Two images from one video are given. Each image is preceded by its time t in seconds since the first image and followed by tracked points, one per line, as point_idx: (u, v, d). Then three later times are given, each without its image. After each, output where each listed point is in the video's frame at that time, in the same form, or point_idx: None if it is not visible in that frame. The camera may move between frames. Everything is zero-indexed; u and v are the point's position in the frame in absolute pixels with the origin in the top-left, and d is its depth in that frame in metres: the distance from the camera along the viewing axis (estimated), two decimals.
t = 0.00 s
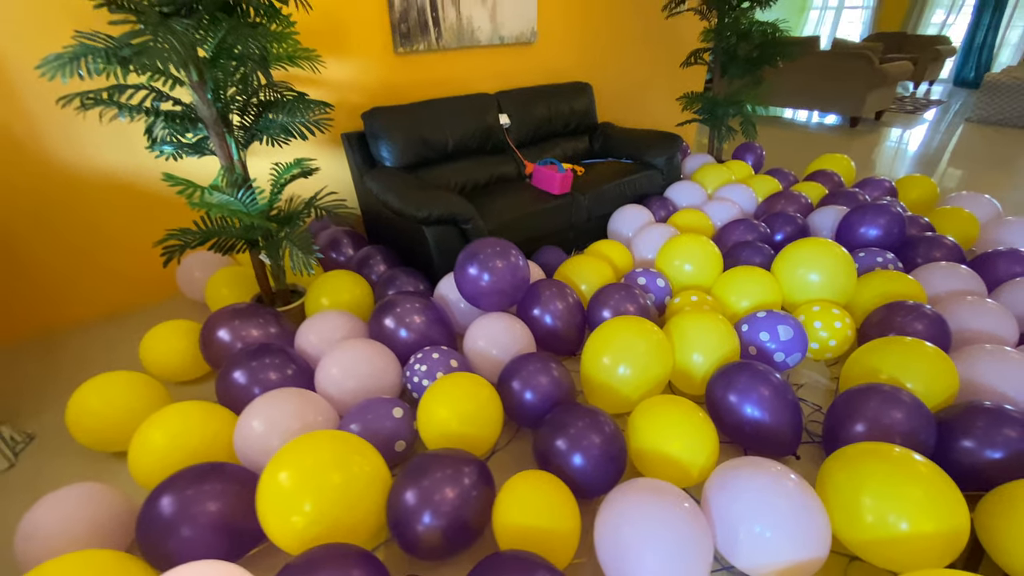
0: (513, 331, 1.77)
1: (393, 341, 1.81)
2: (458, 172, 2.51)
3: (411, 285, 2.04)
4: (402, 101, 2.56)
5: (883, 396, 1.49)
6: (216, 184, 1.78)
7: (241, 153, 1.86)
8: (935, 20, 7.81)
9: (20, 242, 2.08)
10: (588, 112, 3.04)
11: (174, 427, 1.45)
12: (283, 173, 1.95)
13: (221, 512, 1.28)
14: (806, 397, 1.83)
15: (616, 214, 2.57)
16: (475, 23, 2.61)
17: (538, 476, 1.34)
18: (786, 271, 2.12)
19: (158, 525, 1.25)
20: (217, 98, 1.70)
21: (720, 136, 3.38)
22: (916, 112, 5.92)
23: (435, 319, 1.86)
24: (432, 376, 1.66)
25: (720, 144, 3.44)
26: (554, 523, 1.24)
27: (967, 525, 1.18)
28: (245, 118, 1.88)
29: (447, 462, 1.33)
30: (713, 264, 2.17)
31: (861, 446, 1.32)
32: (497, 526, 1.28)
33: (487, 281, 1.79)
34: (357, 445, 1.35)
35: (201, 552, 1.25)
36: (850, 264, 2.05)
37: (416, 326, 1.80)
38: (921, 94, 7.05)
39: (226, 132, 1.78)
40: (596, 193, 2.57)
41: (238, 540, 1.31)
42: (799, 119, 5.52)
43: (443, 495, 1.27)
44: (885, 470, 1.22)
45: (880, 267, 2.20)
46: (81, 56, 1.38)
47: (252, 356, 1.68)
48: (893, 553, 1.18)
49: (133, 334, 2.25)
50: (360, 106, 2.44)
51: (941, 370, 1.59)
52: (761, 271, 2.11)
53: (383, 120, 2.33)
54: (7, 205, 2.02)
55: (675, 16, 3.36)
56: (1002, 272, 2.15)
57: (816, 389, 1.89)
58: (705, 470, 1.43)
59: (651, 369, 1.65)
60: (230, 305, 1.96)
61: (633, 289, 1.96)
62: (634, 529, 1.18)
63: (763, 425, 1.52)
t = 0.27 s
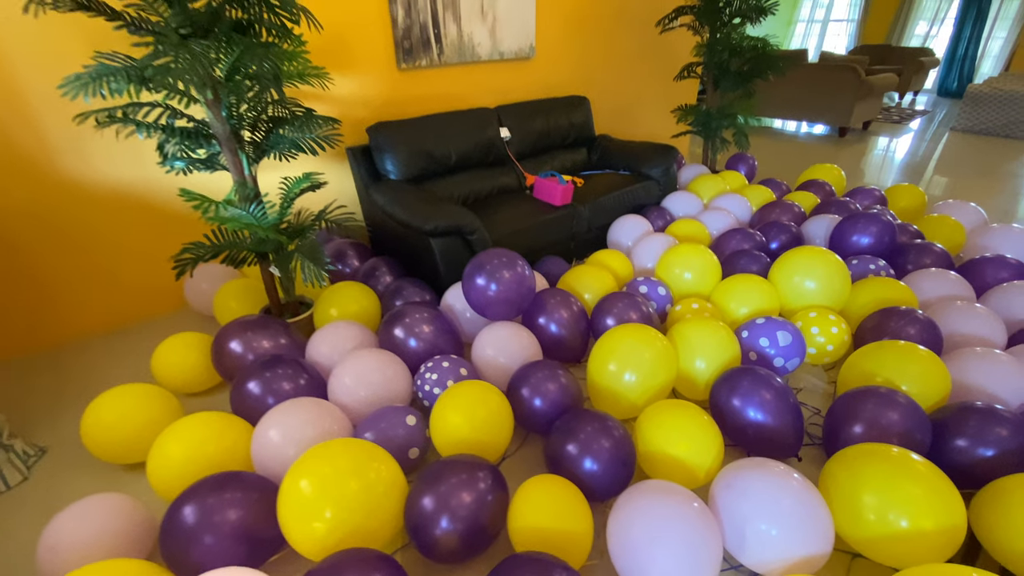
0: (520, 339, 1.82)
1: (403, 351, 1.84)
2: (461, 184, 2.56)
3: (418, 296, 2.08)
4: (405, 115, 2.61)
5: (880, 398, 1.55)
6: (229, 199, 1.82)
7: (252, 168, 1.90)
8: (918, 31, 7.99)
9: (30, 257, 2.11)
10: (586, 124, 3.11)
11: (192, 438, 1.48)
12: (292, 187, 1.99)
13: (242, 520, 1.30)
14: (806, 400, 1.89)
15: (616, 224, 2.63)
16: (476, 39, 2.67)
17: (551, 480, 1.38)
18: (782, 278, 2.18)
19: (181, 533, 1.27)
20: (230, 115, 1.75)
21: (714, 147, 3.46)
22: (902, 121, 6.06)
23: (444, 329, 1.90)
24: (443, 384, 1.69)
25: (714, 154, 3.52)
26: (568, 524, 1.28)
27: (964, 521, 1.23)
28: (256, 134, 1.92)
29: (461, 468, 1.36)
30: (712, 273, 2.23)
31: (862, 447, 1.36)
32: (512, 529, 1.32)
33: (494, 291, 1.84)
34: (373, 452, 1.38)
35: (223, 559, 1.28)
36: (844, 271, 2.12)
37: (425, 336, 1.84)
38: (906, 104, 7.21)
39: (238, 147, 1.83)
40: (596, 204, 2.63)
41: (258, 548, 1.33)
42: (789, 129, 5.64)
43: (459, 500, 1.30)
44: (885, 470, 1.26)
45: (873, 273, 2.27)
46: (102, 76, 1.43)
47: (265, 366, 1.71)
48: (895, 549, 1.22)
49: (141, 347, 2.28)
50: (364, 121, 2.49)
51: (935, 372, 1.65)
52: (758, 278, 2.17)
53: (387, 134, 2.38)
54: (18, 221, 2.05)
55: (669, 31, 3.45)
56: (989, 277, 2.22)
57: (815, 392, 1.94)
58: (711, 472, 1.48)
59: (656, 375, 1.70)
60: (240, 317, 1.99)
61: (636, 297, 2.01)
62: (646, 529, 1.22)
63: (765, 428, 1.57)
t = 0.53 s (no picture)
0: (524, 350, 1.86)
1: (409, 362, 1.89)
2: (461, 198, 2.62)
3: (422, 307, 2.12)
4: (406, 131, 2.67)
5: (873, 403, 1.60)
6: (238, 214, 1.87)
7: (259, 183, 1.96)
8: (904, 42, 8.21)
9: (38, 273, 2.14)
10: (582, 138, 3.18)
11: (205, 449, 1.51)
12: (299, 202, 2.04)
13: (256, 529, 1.33)
14: (801, 406, 1.94)
15: (613, 236, 2.69)
16: (475, 56, 2.74)
17: (557, 486, 1.42)
18: (776, 287, 2.24)
19: (197, 543, 1.30)
20: (241, 133, 1.79)
21: (708, 159, 3.54)
22: (890, 132, 6.19)
23: (448, 340, 1.94)
24: (449, 394, 1.73)
25: (708, 166, 3.60)
26: (575, 528, 1.32)
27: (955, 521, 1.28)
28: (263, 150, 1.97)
29: (470, 475, 1.40)
30: (708, 283, 2.28)
31: (855, 451, 1.42)
32: (521, 535, 1.35)
33: (498, 302, 1.89)
34: (383, 461, 1.42)
35: (238, 568, 1.31)
36: (836, 280, 2.18)
37: (430, 347, 1.89)
38: (893, 115, 7.36)
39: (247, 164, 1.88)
40: (594, 217, 2.69)
41: (272, 557, 1.36)
42: (780, 140, 5.75)
43: (469, 507, 1.34)
44: (878, 472, 1.31)
45: (864, 282, 2.33)
46: (119, 97, 1.48)
47: (274, 379, 1.74)
48: (890, 548, 1.27)
49: (147, 360, 2.30)
50: (367, 136, 2.54)
51: (925, 378, 1.71)
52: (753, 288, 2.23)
53: (390, 149, 2.43)
54: (26, 237, 2.08)
55: (662, 47, 3.54)
56: (976, 285, 2.29)
57: (810, 399, 2.00)
58: (712, 477, 1.52)
59: (657, 384, 1.74)
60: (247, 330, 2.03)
61: (636, 308, 2.06)
62: (651, 532, 1.26)
63: (763, 433, 1.62)
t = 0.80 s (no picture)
0: (523, 359, 1.91)
1: (411, 372, 1.93)
2: (460, 211, 2.67)
3: (423, 318, 2.17)
4: (406, 145, 2.72)
5: (862, 408, 1.65)
6: (243, 228, 1.92)
7: (264, 198, 2.00)
8: (892, 53, 8.35)
9: (45, 287, 2.18)
10: (578, 151, 3.24)
11: (212, 459, 1.55)
12: (302, 216, 2.10)
13: (265, 536, 1.37)
14: (794, 413, 1.99)
15: (609, 247, 2.75)
16: (473, 72, 2.80)
17: (558, 492, 1.46)
18: (768, 296, 2.30)
19: (207, 551, 1.33)
20: (247, 150, 1.84)
21: (701, 171, 3.61)
22: (879, 142, 6.30)
23: (449, 350, 1.98)
24: (450, 403, 1.78)
25: (701, 178, 3.67)
26: (575, 532, 1.36)
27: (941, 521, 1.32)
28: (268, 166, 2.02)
29: (472, 482, 1.44)
30: (702, 292, 2.34)
31: (845, 455, 1.46)
32: (522, 540, 1.39)
33: (498, 312, 1.94)
34: (387, 469, 1.46)
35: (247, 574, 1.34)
36: (825, 290, 2.24)
37: (431, 357, 1.93)
38: (883, 125, 7.47)
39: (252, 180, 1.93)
40: (590, 229, 2.75)
41: (280, 563, 1.39)
42: (772, 151, 5.85)
43: (472, 513, 1.38)
44: (866, 475, 1.36)
45: (854, 291, 2.39)
46: (131, 117, 1.52)
47: (279, 390, 1.78)
48: (880, 549, 1.31)
49: (151, 372, 2.34)
50: (368, 151, 2.60)
51: (911, 384, 1.76)
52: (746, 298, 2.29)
53: (390, 164, 2.48)
54: (34, 252, 2.12)
55: (655, 62, 3.62)
56: (961, 293, 2.36)
57: (802, 406, 2.05)
58: (707, 482, 1.57)
59: (653, 392, 1.79)
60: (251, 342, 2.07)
61: (632, 317, 2.12)
62: (648, 535, 1.30)
63: (756, 439, 1.67)
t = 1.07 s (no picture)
0: (520, 366, 1.96)
1: (411, 379, 1.98)
2: (458, 222, 2.73)
3: (422, 326, 2.22)
4: (405, 158, 2.79)
5: (849, 411, 1.71)
6: (249, 240, 1.97)
7: (268, 211, 2.06)
8: (882, 65, 8.49)
9: (52, 298, 2.22)
10: (573, 163, 3.31)
11: (218, 464, 1.59)
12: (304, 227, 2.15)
13: (271, 539, 1.41)
14: (784, 416, 2.05)
15: (604, 256, 2.81)
16: (470, 87, 2.88)
17: (555, 494, 1.50)
18: (759, 304, 2.36)
19: (215, 553, 1.37)
20: (252, 164, 1.90)
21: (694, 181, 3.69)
22: (870, 152, 6.41)
23: (449, 357, 2.03)
24: (450, 409, 1.83)
25: (694, 188, 3.75)
26: (572, 532, 1.40)
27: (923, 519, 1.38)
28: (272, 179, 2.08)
29: (472, 484, 1.48)
30: (695, 300, 2.40)
31: (832, 456, 1.52)
32: (521, 540, 1.44)
33: (496, 320, 2.00)
34: (390, 472, 1.50)
35: None
36: (814, 297, 2.30)
37: (431, 364, 1.98)
38: (873, 135, 7.59)
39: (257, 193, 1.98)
40: (585, 238, 2.81)
41: (285, 566, 1.43)
42: (765, 161, 5.94)
43: (472, 514, 1.42)
44: (852, 474, 1.41)
45: (843, 298, 2.45)
46: (142, 134, 1.58)
47: (283, 397, 1.83)
48: (866, 546, 1.36)
49: (155, 381, 2.38)
50: (368, 163, 2.66)
51: (897, 388, 1.82)
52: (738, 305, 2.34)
53: (390, 176, 2.54)
54: (41, 263, 2.16)
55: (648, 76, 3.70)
56: (947, 299, 2.42)
57: (792, 410, 2.10)
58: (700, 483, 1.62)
59: (647, 397, 1.84)
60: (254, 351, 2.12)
61: (626, 324, 2.17)
62: (642, 533, 1.35)
63: (747, 442, 1.72)
